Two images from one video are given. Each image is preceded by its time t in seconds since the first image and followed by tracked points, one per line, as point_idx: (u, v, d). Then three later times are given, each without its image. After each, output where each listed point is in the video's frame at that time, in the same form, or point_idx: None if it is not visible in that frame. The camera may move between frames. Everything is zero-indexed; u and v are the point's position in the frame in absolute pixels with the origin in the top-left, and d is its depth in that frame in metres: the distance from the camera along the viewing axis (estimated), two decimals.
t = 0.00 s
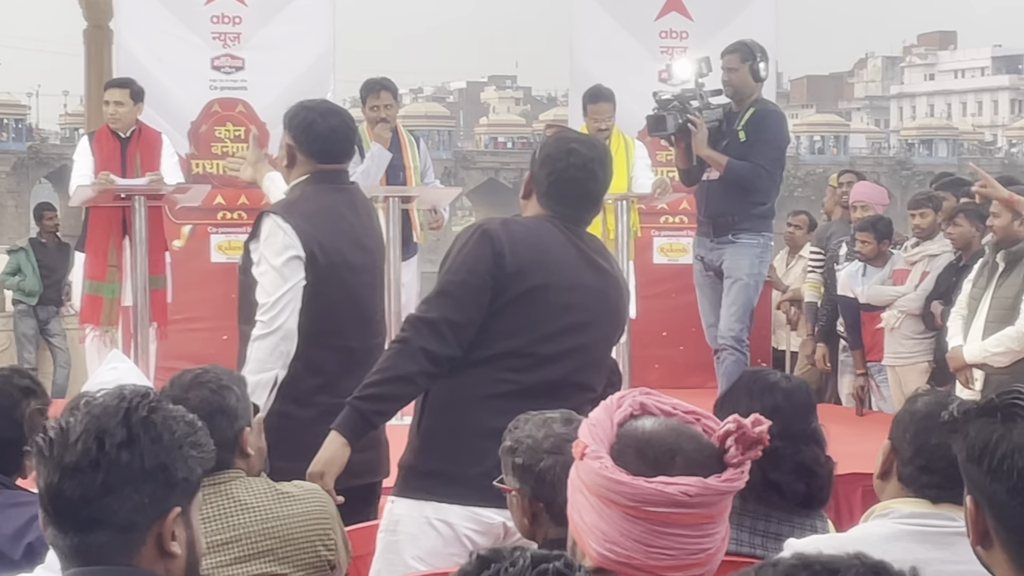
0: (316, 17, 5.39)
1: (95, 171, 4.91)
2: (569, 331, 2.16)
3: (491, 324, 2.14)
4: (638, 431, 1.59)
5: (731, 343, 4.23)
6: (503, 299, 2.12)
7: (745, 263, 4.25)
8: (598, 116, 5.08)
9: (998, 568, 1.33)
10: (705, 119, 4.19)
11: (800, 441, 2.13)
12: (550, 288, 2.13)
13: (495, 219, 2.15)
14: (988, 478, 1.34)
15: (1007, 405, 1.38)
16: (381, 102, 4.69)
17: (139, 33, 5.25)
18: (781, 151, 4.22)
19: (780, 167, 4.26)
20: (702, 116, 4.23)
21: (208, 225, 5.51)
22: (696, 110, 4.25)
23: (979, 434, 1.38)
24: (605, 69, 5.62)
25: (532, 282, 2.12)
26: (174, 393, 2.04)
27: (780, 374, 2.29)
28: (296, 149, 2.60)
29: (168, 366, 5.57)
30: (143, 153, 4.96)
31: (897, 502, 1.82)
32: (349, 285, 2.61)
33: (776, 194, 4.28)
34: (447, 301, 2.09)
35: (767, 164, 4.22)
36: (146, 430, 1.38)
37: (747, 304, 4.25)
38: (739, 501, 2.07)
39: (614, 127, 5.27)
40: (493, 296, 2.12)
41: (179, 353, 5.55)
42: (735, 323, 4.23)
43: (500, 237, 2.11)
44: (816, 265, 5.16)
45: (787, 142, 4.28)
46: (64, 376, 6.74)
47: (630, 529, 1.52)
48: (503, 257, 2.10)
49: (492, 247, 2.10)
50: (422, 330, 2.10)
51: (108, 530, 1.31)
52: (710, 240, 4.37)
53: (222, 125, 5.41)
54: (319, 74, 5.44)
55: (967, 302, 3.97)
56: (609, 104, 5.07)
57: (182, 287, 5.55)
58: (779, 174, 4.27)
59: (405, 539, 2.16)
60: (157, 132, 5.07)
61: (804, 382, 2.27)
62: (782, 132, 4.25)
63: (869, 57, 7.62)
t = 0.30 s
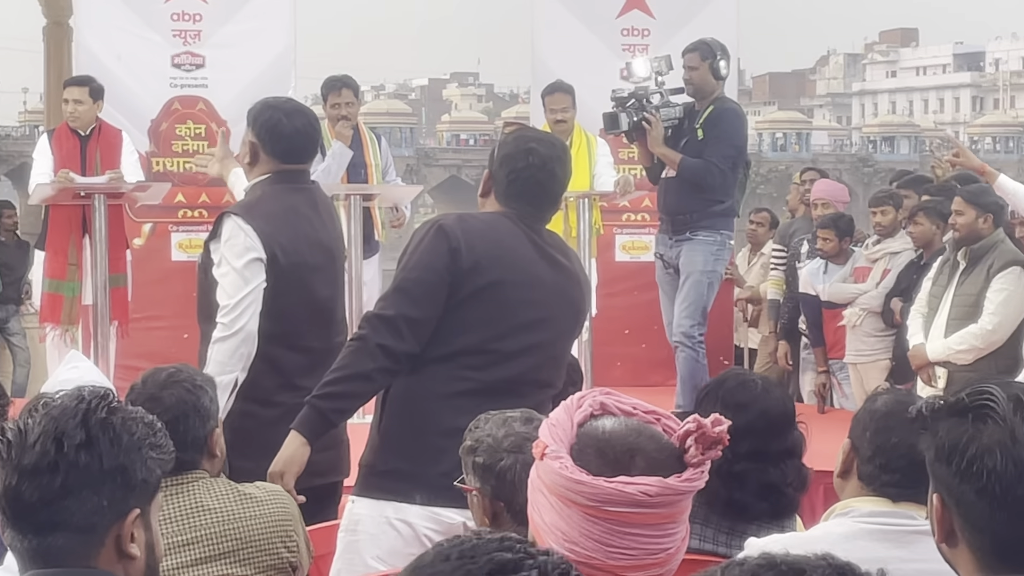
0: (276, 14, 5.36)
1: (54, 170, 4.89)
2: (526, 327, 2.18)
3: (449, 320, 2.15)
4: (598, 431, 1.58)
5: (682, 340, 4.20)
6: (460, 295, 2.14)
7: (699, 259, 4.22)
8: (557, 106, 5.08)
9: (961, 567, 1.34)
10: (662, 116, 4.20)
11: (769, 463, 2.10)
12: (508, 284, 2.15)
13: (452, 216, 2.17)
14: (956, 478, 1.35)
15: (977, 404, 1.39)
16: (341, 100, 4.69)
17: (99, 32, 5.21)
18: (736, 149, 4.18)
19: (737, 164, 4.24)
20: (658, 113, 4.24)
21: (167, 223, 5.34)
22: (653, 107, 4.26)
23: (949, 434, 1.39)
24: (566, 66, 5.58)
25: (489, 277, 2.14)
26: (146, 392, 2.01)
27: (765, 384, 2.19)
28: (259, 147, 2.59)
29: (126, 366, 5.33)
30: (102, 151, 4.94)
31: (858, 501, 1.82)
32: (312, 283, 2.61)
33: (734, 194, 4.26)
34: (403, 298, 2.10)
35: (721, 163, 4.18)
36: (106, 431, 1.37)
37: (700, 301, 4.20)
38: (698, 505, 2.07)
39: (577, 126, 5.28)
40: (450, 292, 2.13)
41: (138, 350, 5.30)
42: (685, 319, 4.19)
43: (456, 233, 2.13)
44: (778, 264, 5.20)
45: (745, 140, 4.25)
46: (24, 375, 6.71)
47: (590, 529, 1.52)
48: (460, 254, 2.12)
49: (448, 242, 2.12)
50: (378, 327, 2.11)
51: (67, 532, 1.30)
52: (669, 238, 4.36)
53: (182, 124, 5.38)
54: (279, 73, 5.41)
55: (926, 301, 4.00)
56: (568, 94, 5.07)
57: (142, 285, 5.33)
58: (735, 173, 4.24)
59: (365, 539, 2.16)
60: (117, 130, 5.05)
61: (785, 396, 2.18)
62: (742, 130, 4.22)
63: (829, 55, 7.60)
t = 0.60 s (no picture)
0: (233, 7, 5.14)
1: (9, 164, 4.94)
2: (481, 323, 2.19)
3: (403, 317, 2.15)
4: (550, 428, 1.58)
5: (626, 334, 4.21)
6: (415, 292, 2.14)
7: (649, 255, 4.21)
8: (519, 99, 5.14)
9: (913, 568, 1.41)
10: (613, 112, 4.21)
11: (735, 469, 2.09)
12: (461, 280, 2.16)
13: (405, 214, 2.16)
14: (911, 482, 1.41)
15: (928, 406, 1.44)
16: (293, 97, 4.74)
17: (53, 25, 5.02)
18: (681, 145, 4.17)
19: (688, 159, 4.23)
20: (608, 110, 4.24)
21: (123, 220, 5.29)
22: (603, 104, 4.27)
23: (901, 435, 1.44)
24: (525, 62, 5.47)
25: (443, 274, 2.15)
26: (105, 388, 1.98)
27: (738, 390, 2.14)
28: (216, 141, 2.58)
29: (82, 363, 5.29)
30: (58, 147, 4.91)
31: (810, 495, 1.83)
32: (272, 278, 2.61)
33: (686, 190, 4.26)
34: (358, 298, 2.10)
35: (666, 159, 4.17)
36: (55, 429, 1.37)
37: (649, 298, 4.20)
38: (654, 506, 2.08)
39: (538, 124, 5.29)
40: (405, 291, 2.13)
41: (93, 348, 5.26)
42: (631, 313, 4.21)
43: (409, 231, 2.13)
44: (736, 260, 5.21)
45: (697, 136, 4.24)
46: None
47: (541, 525, 1.51)
48: (413, 251, 2.12)
49: (400, 240, 2.11)
50: (334, 329, 2.12)
51: (16, 529, 1.29)
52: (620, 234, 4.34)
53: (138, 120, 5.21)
54: (237, 70, 5.16)
55: (881, 297, 4.04)
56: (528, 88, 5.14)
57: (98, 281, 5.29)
58: (685, 169, 4.24)
59: (321, 536, 2.17)
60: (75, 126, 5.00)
61: (758, 404, 2.14)
62: (692, 128, 4.20)
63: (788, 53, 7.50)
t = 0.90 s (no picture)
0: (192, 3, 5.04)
1: None
2: (440, 321, 2.20)
3: (363, 316, 2.16)
4: (503, 425, 1.58)
5: (574, 334, 4.22)
6: (376, 291, 2.14)
7: (595, 254, 4.22)
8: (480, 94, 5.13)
9: (864, 567, 1.42)
10: (559, 106, 4.16)
11: (686, 465, 2.08)
12: (420, 277, 2.17)
13: (364, 211, 2.16)
14: (862, 481, 1.41)
15: (877, 404, 1.44)
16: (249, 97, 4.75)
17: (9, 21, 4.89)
18: (622, 141, 4.17)
19: (632, 156, 4.24)
20: (555, 106, 4.18)
21: (82, 216, 5.08)
22: (550, 99, 4.20)
23: (852, 434, 1.44)
24: (485, 60, 5.41)
25: (404, 272, 2.15)
26: (56, 386, 1.98)
27: (690, 383, 2.14)
28: (170, 138, 2.58)
29: (37, 361, 5.06)
30: (14, 143, 4.74)
31: (766, 492, 1.83)
32: (230, 272, 2.60)
33: (633, 186, 4.25)
34: (316, 294, 2.10)
35: (607, 156, 4.17)
36: (6, 426, 1.35)
37: (597, 297, 4.21)
38: (611, 504, 2.08)
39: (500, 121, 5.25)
40: (365, 288, 2.14)
41: (49, 346, 5.06)
42: (579, 313, 4.21)
43: (369, 229, 2.13)
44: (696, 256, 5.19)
45: (642, 130, 4.24)
46: None
47: (495, 522, 1.51)
48: (373, 248, 2.12)
49: (361, 238, 2.12)
50: (292, 325, 2.11)
51: None
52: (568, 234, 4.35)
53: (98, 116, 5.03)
54: (196, 65, 5.07)
55: (840, 294, 4.04)
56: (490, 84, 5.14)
57: (55, 277, 5.09)
58: (629, 165, 4.23)
59: (280, 534, 2.16)
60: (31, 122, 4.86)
61: (710, 397, 2.15)
62: (637, 125, 4.21)
63: (749, 50, 7.40)
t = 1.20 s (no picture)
0: None
1: None
2: (412, 320, 2.21)
3: (336, 313, 2.15)
4: (469, 423, 1.58)
5: (529, 334, 4.22)
6: (350, 289, 2.14)
7: (536, 252, 4.19)
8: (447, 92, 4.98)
9: (830, 565, 1.42)
10: (510, 101, 4.10)
11: (650, 462, 2.08)
12: (394, 277, 2.17)
13: (340, 208, 2.16)
14: (828, 478, 1.41)
15: (843, 403, 1.44)
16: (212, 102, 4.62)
17: None
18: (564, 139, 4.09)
19: (576, 153, 4.16)
20: (505, 100, 4.11)
21: (48, 212, 4.94)
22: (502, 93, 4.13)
23: (817, 433, 1.44)
24: (453, 59, 5.31)
25: (378, 271, 2.15)
26: (22, 382, 1.94)
27: (652, 381, 2.14)
28: (138, 134, 2.57)
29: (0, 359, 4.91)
30: None
31: (732, 489, 1.83)
32: (198, 270, 2.60)
33: (580, 183, 4.20)
34: (292, 288, 2.09)
35: (548, 153, 4.10)
36: None
37: (547, 293, 4.20)
38: (576, 501, 2.07)
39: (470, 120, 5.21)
40: (339, 286, 2.14)
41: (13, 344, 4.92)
42: (530, 314, 4.20)
43: (348, 227, 2.13)
44: (663, 254, 5.17)
45: (592, 127, 4.18)
46: None
47: (461, 520, 1.51)
48: (351, 246, 2.12)
49: (339, 236, 2.12)
50: (264, 317, 2.10)
51: None
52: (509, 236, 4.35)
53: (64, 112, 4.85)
54: (164, 59, 4.88)
55: (808, 291, 4.05)
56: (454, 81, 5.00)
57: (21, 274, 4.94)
58: (575, 162, 4.17)
59: (246, 530, 2.16)
60: None
61: (672, 394, 2.14)
62: (580, 123, 4.13)
63: (718, 48, 7.33)
